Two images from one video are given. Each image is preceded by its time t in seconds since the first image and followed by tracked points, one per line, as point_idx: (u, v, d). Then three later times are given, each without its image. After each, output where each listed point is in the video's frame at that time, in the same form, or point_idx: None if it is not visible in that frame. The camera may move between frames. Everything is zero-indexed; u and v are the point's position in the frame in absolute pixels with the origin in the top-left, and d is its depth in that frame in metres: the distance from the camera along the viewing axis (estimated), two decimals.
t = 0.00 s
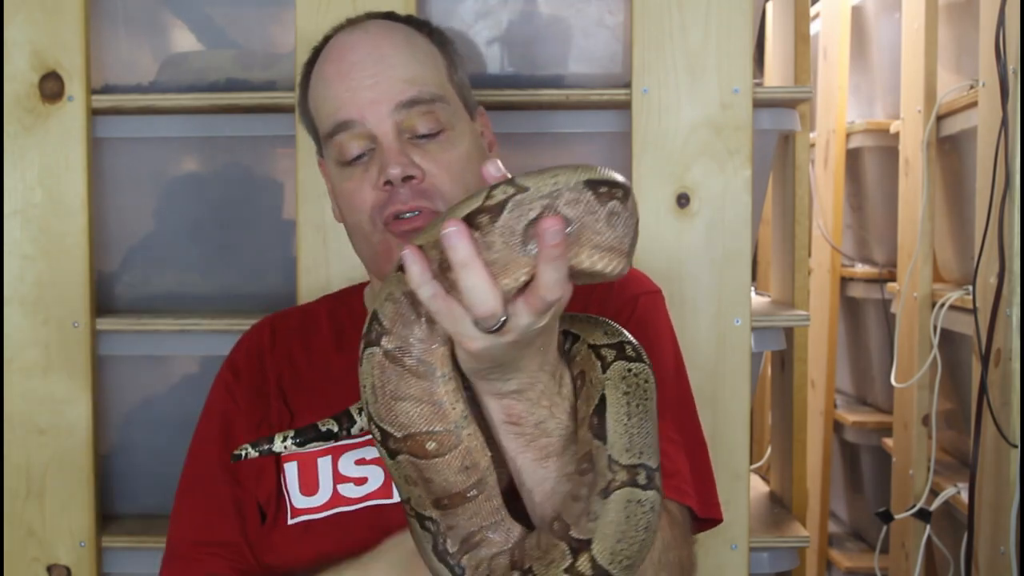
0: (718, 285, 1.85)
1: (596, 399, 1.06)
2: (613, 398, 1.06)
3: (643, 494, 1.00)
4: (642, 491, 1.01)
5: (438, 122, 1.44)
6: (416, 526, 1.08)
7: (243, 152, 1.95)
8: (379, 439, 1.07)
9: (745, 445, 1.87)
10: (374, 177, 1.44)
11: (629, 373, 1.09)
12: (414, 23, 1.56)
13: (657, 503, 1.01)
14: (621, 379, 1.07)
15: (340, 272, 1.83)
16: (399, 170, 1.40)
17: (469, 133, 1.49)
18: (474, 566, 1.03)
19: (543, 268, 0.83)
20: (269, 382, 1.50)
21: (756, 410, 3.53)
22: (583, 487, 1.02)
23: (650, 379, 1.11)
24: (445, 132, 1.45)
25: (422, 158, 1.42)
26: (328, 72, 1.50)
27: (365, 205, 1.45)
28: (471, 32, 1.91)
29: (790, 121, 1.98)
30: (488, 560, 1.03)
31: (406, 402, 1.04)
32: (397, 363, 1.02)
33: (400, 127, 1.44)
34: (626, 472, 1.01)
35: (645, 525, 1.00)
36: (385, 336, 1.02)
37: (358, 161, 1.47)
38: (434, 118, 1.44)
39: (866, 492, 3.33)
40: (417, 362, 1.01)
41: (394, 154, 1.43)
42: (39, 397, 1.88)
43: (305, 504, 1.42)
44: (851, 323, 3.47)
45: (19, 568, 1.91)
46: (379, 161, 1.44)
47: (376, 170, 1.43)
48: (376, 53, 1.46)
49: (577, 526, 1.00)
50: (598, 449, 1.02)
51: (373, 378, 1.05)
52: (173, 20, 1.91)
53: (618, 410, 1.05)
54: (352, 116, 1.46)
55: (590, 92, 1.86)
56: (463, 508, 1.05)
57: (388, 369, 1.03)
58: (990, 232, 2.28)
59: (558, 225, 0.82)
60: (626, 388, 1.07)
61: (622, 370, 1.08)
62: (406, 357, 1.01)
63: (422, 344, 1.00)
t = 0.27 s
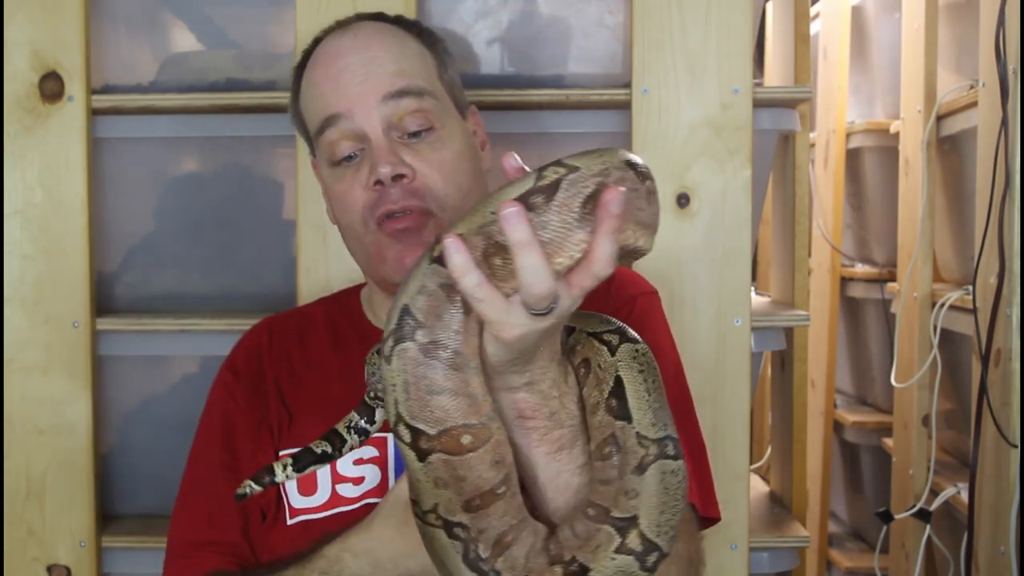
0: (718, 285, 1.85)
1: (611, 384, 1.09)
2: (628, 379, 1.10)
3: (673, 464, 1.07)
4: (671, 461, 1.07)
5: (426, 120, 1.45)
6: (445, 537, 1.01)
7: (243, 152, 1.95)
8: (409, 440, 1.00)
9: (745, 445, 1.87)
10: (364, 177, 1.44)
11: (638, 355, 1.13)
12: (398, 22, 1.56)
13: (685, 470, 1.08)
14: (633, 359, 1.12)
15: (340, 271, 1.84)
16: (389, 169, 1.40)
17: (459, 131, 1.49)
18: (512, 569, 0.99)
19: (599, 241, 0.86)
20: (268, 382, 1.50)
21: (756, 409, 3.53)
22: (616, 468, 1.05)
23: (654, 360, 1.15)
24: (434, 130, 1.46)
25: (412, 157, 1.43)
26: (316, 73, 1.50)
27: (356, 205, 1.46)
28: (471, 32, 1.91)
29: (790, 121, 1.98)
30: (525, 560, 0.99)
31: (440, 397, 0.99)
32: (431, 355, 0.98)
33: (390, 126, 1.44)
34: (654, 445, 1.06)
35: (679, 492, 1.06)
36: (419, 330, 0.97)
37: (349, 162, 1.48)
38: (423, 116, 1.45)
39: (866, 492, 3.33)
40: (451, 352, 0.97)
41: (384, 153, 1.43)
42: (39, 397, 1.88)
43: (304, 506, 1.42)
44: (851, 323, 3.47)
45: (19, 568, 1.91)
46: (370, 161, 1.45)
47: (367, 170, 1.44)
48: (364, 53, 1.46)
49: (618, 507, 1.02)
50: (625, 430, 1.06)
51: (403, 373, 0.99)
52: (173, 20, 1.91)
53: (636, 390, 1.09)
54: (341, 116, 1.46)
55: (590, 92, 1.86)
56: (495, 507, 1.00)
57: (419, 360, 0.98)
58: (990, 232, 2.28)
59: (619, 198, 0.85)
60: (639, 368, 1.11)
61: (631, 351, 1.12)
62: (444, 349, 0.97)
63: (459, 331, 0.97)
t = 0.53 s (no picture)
0: (718, 284, 1.85)
1: (633, 388, 1.11)
2: (647, 381, 1.13)
3: (695, 462, 1.11)
4: (693, 459, 1.11)
5: (426, 114, 1.46)
6: (489, 552, 0.94)
7: (243, 152, 1.95)
8: (460, 449, 0.93)
9: (745, 445, 1.87)
10: (364, 170, 1.44)
11: (649, 360, 1.16)
12: (402, 21, 1.56)
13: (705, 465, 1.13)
14: (648, 365, 1.15)
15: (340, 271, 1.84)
16: (388, 160, 1.40)
17: (458, 128, 1.49)
18: None
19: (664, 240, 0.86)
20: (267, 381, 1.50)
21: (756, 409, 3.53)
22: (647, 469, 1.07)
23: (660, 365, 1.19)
24: (433, 124, 1.46)
25: (411, 151, 1.43)
26: (315, 72, 1.51)
27: (357, 201, 1.45)
28: (471, 32, 1.91)
29: (790, 121, 1.98)
30: (568, 567, 0.96)
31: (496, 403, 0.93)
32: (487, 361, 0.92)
33: (389, 120, 1.46)
34: (679, 444, 1.10)
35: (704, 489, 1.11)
36: (476, 333, 0.92)
37: (349, 157, 1.48)
38: (422, 110, 1.46)
39: (866, 492, 3.33)
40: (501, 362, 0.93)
41: (384, 146, 1.44)
42: (39, 397, 1.88)
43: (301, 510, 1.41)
44: (851, 323, 3.47)
45: (19, 568, 1.91)
46: (370, 154, 1.45)
47: (366, 163, 1.44)
48: (364, 48, 1.48)
49: (655, 507, 1.05)
50: (654, 432, 1.08)
51: (455, 380, 0.93)
52: (173, 20, 1.91)
53: (657, 393, 1.13)
54: (341, 114, 1.47)
55: (589, 92, 1.86)
56: (538, 517, 0.95)
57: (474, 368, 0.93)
58: (990, 232, 2.27)
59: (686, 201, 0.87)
60: (655, 372, 1.15)
61: (644, 357, 1.16)
62: (499, 355, 0.92)
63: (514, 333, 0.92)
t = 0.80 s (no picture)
0: (718, 284, 1.85)
1: (630, 374, 1.13)
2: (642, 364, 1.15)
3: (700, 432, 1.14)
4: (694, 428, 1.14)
5: (426, 110, 1.47)
6: (542, 546, 0.97)
7: (243, 152, 1.95)
8: (512, 439, 0.95)
9: (745, 445, 1.87)
10: (364, 163, 1.45)
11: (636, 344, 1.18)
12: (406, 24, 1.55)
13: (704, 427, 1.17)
14: (630, 354, 1.15)
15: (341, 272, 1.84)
16: (388, 152, 1.41)
17: (458, 126, 1.49)
18: (605, 562, 1.01)
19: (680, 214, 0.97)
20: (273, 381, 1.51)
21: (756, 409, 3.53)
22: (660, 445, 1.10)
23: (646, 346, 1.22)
24: (433, 120, 1.47)
25: (411, 144, 1.43)
26: (319, 67, 1.52)
27: (357, 193, 1.45)
28: (471, 32, 1.91)
29: (790, 121, 1.98)
30: (611, 553, 1.02)
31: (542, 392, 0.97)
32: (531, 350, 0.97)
33: (390, 113, 1.46)
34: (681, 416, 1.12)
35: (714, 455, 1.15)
36: (519, 318, 0.95)
37: (349, 150, 1.49)
38: (423, 105, 1.47)
39: (866, 492, 3.34)
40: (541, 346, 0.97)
41: (385, 139, 1.45)
42: (39, 397, 1.88)
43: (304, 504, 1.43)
44: (851, 323, 3.47)
45: (19, 568, 1.91)
46: (370, 147, 1.46)
47: (367, 156, 1.45)
48: (367, 41, 1.48)
49: (679, 481, 1.09)
50: (661, 410, 1.11)
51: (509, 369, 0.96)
52: (173, 20, 1.91)
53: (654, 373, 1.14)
54: (342, 107, 1.48)
55: (590, 92, 1.86)
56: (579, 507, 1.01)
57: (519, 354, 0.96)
58: (990, 232, 2.27)
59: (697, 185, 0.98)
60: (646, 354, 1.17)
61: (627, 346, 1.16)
62: (541, 338, 0.97)
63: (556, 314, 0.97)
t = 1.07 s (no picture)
0: (718, 284, 1.85)
1: (595, 384, 1.11)
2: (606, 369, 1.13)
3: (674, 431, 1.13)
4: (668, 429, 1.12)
5: (434, 104, 1.48)
6: (536, 573, 0.93)
7: (243, 152, 1.95)
8: (503, 472, 0.90)
9: (745, 445, 1.87)
10: (370, 150, 1.43)
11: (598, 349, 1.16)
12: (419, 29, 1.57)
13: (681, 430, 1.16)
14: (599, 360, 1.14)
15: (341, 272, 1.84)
16: (394, 138, 1.40)
17: (466, 124, 1.50)
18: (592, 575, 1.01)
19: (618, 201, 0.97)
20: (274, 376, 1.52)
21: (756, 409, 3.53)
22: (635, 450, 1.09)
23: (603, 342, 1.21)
24: (441, 115, 1.48)
25: (418, 135, 1.43)
26: (333, 58, 1.53)
27: (360, 179, 1.43)
28: (471, 32, 1.91)
29: (790, 121, 1.98)
30: (599, 565, 1.03)
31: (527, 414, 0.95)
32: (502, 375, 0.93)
33: (399, 104, 1.47)
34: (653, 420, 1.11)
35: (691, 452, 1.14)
36: (498, 345, 0.92)
37: (357, 139, 1.48)
38: (432, 99, 1.48)
39: (866, 492, 3.34)
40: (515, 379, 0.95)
41: (392, 128, 1.44)
42: (39, 397, 1.88)
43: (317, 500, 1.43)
44: (851, 323, 3.47)
45: (18, 569, 1.90)
46: (377, 134, 1.44)
47: (373, 142, 1.43)
48: (379, 35, 1.50)
49: (657, 484, 1.09)
50: (631, 417, 1.08)
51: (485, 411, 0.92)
52: (173, 20, 1.91)
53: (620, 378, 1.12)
54: (353, 96, 1.48)
55: (590, 92, 1.86)
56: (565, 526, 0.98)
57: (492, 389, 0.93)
58: (990, 232, 2.27)
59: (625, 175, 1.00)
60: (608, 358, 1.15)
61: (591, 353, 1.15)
62: (518, 362, 0.94)
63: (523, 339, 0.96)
